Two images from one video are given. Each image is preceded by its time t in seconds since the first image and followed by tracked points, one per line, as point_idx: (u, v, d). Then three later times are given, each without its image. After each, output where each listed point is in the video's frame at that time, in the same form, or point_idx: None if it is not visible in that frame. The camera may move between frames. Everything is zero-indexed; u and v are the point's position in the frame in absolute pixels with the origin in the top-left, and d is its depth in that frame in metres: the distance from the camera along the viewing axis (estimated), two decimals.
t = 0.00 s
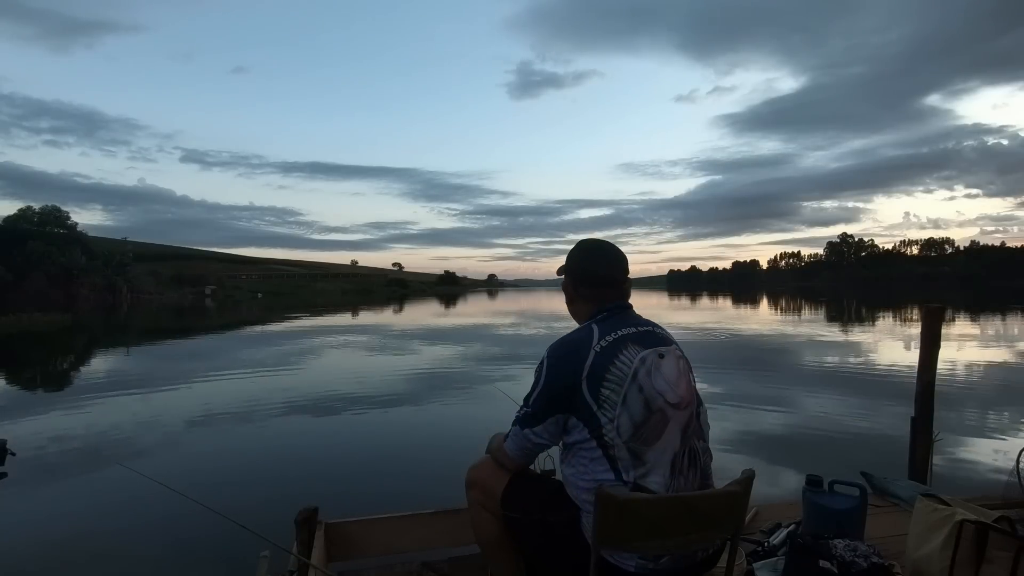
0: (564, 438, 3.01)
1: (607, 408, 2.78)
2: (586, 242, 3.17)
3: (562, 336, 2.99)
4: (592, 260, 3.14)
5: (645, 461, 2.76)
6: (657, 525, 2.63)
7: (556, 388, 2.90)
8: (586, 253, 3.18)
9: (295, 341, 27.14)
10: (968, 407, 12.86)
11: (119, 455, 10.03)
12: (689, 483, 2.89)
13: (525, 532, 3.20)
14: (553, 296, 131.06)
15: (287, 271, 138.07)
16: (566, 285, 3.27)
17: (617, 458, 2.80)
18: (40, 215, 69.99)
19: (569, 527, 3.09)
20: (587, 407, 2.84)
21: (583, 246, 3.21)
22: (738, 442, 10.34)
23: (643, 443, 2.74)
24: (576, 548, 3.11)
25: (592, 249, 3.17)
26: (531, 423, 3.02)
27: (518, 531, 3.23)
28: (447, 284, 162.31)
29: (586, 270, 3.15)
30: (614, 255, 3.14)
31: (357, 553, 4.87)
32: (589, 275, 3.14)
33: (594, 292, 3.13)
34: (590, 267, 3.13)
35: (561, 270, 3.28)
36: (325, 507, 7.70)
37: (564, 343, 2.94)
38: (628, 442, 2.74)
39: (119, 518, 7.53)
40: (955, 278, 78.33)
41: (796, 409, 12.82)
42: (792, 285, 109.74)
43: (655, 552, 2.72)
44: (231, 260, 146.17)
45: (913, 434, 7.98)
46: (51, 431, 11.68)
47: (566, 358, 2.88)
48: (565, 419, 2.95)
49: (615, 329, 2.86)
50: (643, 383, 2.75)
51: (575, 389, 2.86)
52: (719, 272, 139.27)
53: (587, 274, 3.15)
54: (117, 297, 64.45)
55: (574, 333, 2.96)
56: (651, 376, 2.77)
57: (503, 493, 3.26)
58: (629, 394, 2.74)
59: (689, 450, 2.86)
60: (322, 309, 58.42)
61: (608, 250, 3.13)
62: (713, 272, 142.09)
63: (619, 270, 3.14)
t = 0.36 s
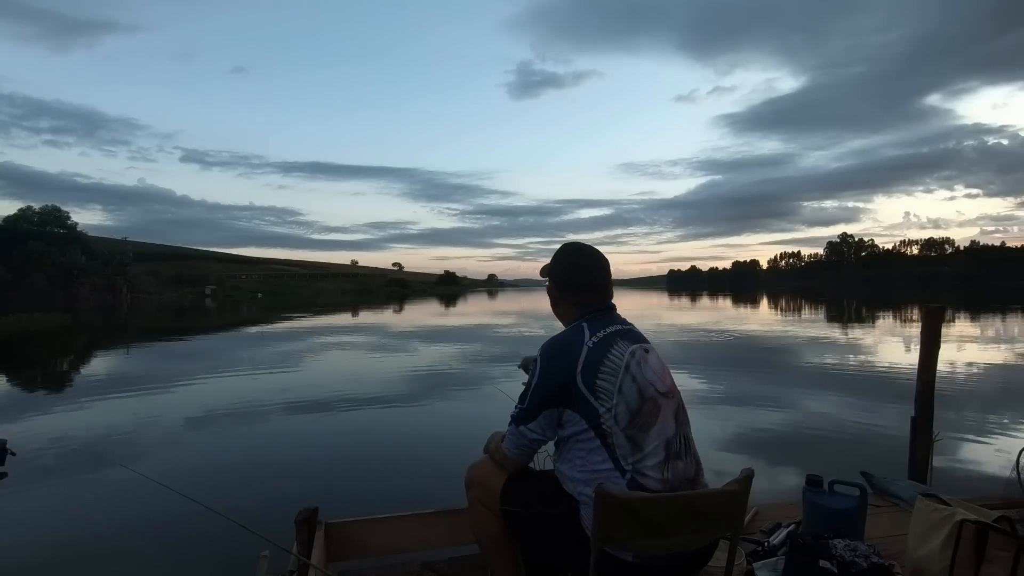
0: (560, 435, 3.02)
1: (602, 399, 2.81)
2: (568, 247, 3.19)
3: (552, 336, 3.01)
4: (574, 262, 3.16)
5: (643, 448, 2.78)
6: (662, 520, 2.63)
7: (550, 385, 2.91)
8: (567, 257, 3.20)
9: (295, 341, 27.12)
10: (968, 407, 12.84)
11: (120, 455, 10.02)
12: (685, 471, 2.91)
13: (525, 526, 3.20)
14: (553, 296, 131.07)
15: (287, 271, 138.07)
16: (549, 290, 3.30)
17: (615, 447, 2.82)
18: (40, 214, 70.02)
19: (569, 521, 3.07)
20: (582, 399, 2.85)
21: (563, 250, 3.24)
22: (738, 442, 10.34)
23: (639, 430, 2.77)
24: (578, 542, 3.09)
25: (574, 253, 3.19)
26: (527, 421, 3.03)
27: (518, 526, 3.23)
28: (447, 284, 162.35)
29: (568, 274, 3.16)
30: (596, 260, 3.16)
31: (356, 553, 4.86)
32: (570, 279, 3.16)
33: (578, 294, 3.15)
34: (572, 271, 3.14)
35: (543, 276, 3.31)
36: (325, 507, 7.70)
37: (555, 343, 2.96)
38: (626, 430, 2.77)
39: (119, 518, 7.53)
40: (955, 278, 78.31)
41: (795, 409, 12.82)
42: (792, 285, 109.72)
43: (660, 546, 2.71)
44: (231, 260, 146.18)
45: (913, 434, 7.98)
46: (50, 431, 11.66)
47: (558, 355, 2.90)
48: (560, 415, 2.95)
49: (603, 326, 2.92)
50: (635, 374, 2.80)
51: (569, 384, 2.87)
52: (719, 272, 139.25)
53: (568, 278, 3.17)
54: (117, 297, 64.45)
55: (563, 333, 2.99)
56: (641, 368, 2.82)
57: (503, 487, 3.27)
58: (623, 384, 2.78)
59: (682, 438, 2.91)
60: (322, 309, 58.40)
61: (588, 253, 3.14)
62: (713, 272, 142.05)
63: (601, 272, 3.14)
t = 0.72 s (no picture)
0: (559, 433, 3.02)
1: (601, 396, 2.81)
2: (564, 250, 3.18)
3: (549, 335, 3.00)
4: (568, 262, 3.15)
5: (642, 445, 2.80)
6: (663, 521, 2.64)
7: (548, 383, 2.90)
8: (560, 258, 3.20)
9: (295, 341, 27.10)
10: (968, 407, 12.84)
11: (120, 455, 10.01)
12: (684, 466, 2.93)
13: (523, 524, 3.19)
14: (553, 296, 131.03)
15: (287, 271, 138.07)
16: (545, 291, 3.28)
17: (615, 444, 2.83)
18: (40, 215, 70.02)
19: (569, 522, 3.08)
20: (580, 398, 2.85)
21: (556, 252, 3.23)
22: (737, 442, 10.34)
23: (638, 427, 2.78)
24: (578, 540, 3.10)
25: (568, 255, 3.18)
26: (525, 419, 3.03)
27: (517, 525, 3.22)
28: (447, 284, 162.31)
29: (562, 275, 3.15)
30: (591, 260, 3.16)
31: (356, 553, 4.86)
32: (564, 281, 3.15)
33: (573, 294, 3.14)
34: (567, 272, 3.14)
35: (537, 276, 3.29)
36: (325, 508, 7.70)
37: (552, 341, 2.95)
38: (626, 427, 2.78)
39: (119, 518, 7.52)
40: (955, 278, 78.29)
41: (795, 409, 12.81)
42: (792, 285, 109.67)
43: (660, 545, 2.73)
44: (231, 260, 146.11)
45: (913, 433, 7.98)
46: (51, 431, 11.65)
47: (557, 352, 2.89)
48: (558, 414, 2.95)
49: (599, 325, 2.92)
50: (632, 370, 2.81)
51: (567, 383, 2.88)
52: (719, 272, 139.22)
53: (562, 280, 3.17)
54: (116, 297, 64.43)
55: (560, 332, 2.99)
56: (638, 365, 2.83)
57: (502, 486, 3.26)
58: (621, 382, 2.79)
59: (680, 434, 2.93)
60: (322, 309, 58.37)
61: (582, 257, 3.14)
62: (713, 272, 142.04)
63: (594, 272, 3.14)
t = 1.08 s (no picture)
0: (565, 434, 3.04)
1: (605, 396, 2.82)
2: (568, 252, 3.23)
3: (555, 334, 3.04)
4: (574, 263, 3.18)
5: (647, 447, 2.76)
6: (664, 523, 2.63)
7: (553, 381, 2.94)
8: (567, 259, 3.23)
9: (295, 341, 27.12)
10: (969, 407, 12.84)
11: (121, 455, 10.01)
12: (690, 470, 2.90)
13: (524, 530, 3.19)
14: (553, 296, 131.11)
15: (287, 271, 138.13)
16: (550, 294, 3.32)
17: (619, 445, 2.81)
18: (40, 215, 70.12)
19: (572, 525, 3.07)
20: (585, 396, 2.88)
21: (564, 254, 3.27)
22: (738, 442, 10.35)
23: (643, 429, 2.76)
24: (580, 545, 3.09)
25: (575, 256, 3.22)
26: (532, 418, 3.06)
27: (518, 531, 3.22)
28: (447, 284, 162.33)
29: (568, 275, 3.18)
30: (592, 261, 3.19)
31: (356, 553, 4.86)
32: (570, 284, 3.18)
33: (578, 296, 3.16)
34: (571, 274, 3.16)
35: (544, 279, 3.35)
36: (325, 508, 7.70)
37: (557, 340, 2.98)
38: (630, 428, 2.76)
39: (119, 518, 7.52)
40: (955, 278, 78.32)
41: (795, 408, 12.82)
42: (792, 284, 109.65)
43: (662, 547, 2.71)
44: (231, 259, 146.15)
45: (913, 433, 7.98)
46: (51, 431, 11.66)
47: (561, 351, 2.93)
48: (563, 413, 2.98)
49: (605, 325, 2.94)
50: (638, 372, 2.79)
51: (572, 381, 2.91)
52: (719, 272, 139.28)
53: (568, 283, 3.19)
54: (117, 297, 64.47)
55: (565, 332, 3.02)
56: (644, 367, 2.81)
57: (504, 492, 3.28)
58: (626, 382, 2.78)
59: (688, 438, 2.89)
60: (322, 309, 58.36)
61: (582, 258, 3.18)
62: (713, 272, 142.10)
63: (596, 274, 3.16)
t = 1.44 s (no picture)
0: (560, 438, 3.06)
1: (592, 395, 2.84)
2: (545, 273, 3.40)
3: (540, 343, 3.10)
4: (550, 282, 3.39)
5: (638, 442, 2.77)
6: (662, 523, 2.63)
7: (542, 387, 2.99)
8: (548, 282, 3.41)
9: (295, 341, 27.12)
10: (968, 407, 12.85)
11: (121, 456, 10.01)
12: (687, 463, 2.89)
13: (526, 530, 3.18)
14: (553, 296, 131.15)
15: (287, 271, 138.16)
16: (535, 314, 3.45)
17: (611, 443, 2.82)
18: (40, 215, 70.11)
19: (572, 525, 3.06)
20: (573, 398, 2.91)
21: (543, 277, 3.45)
22: (737, 442, 10.36)
23: (632, 425, 2.76)
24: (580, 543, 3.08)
25: (554, 277, 3.41)
26: (528, 423, 3.12)
27: (519, 530, 3.21)
28: (447, 284, 162.38)
29: (549, 294, 3.35)
30: (564, 281, 3.38)
31: (357, 553, 4.86)
32: (550, 302, 3.34)
33: (561, 309, 3.31)
34: (545, 289, 3.38)
35: (527, 299, 3.50)
36: (325, 508, 7.70)
37: (543, 347, 3.04)
38: (619, 424, 2.76)
39: (119, 518, 7.53)
40: (955, 278, 78.37)
41: (795, 408, 12.82)
42: (792, 284, 109.69)
43: (660, 547, 2.72)
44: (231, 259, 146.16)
45: (913, 434, 7.98)
46: (52, 431, 11.66)
47: (546, 357, 2.98)
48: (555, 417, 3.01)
49: (587, 327, 2.98)
50: (623, 370, 2.80)
51: (559, 385, 2.94)
52: (719, 272, 139.34)
53: (548, 301, 3.35)
54: (117, 297, 64.45)
55: (550, 338, 3.07)
56: (630, 364, 2.82)
57: (506, 492, 3.28)
58: (611, 380, 2.80)
59: (681, 432, 2.88)
60: (322, 309, 58.35)
61: (554, 278, 3.39)
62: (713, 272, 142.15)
63: (571, 290, 3.36)
